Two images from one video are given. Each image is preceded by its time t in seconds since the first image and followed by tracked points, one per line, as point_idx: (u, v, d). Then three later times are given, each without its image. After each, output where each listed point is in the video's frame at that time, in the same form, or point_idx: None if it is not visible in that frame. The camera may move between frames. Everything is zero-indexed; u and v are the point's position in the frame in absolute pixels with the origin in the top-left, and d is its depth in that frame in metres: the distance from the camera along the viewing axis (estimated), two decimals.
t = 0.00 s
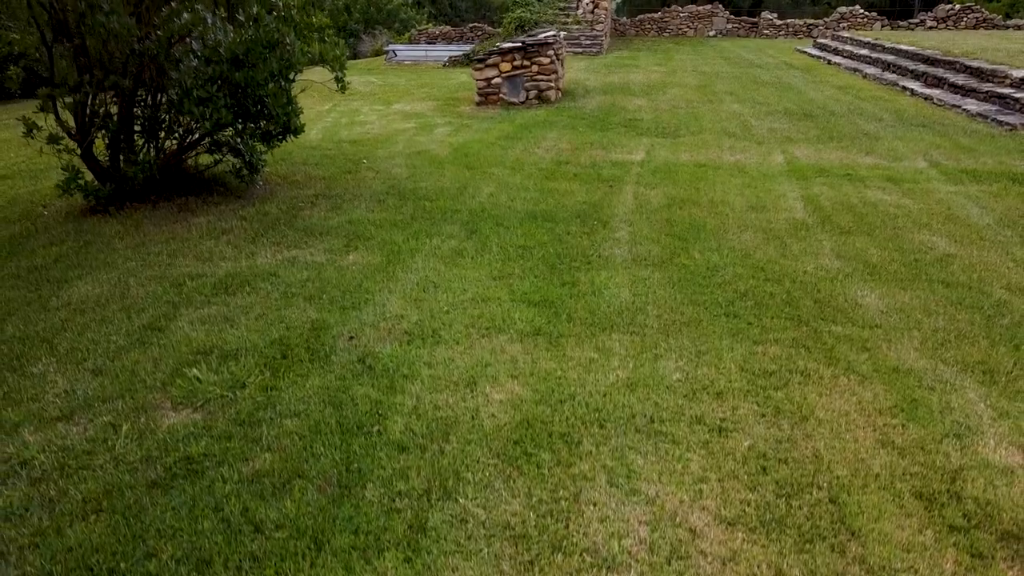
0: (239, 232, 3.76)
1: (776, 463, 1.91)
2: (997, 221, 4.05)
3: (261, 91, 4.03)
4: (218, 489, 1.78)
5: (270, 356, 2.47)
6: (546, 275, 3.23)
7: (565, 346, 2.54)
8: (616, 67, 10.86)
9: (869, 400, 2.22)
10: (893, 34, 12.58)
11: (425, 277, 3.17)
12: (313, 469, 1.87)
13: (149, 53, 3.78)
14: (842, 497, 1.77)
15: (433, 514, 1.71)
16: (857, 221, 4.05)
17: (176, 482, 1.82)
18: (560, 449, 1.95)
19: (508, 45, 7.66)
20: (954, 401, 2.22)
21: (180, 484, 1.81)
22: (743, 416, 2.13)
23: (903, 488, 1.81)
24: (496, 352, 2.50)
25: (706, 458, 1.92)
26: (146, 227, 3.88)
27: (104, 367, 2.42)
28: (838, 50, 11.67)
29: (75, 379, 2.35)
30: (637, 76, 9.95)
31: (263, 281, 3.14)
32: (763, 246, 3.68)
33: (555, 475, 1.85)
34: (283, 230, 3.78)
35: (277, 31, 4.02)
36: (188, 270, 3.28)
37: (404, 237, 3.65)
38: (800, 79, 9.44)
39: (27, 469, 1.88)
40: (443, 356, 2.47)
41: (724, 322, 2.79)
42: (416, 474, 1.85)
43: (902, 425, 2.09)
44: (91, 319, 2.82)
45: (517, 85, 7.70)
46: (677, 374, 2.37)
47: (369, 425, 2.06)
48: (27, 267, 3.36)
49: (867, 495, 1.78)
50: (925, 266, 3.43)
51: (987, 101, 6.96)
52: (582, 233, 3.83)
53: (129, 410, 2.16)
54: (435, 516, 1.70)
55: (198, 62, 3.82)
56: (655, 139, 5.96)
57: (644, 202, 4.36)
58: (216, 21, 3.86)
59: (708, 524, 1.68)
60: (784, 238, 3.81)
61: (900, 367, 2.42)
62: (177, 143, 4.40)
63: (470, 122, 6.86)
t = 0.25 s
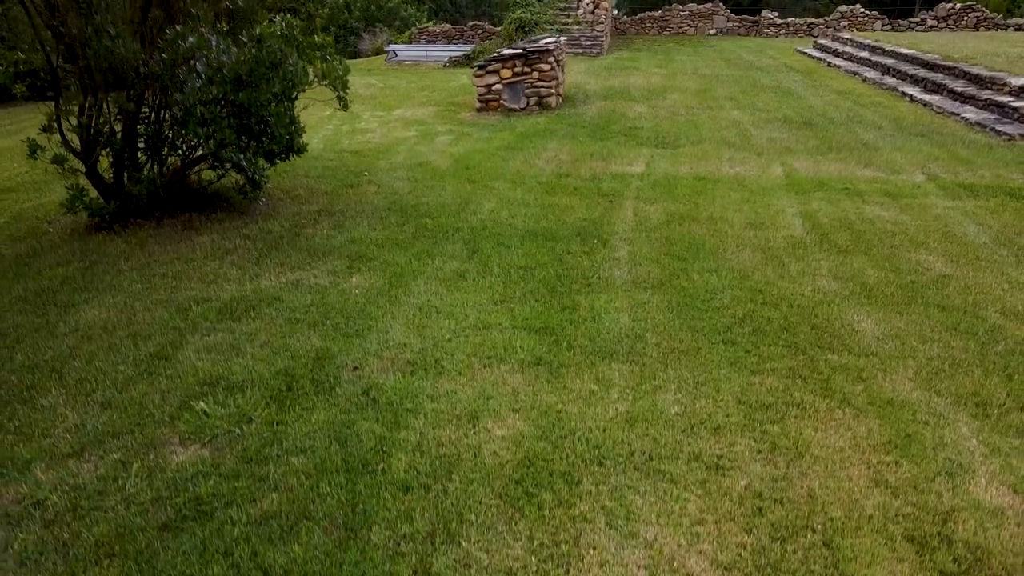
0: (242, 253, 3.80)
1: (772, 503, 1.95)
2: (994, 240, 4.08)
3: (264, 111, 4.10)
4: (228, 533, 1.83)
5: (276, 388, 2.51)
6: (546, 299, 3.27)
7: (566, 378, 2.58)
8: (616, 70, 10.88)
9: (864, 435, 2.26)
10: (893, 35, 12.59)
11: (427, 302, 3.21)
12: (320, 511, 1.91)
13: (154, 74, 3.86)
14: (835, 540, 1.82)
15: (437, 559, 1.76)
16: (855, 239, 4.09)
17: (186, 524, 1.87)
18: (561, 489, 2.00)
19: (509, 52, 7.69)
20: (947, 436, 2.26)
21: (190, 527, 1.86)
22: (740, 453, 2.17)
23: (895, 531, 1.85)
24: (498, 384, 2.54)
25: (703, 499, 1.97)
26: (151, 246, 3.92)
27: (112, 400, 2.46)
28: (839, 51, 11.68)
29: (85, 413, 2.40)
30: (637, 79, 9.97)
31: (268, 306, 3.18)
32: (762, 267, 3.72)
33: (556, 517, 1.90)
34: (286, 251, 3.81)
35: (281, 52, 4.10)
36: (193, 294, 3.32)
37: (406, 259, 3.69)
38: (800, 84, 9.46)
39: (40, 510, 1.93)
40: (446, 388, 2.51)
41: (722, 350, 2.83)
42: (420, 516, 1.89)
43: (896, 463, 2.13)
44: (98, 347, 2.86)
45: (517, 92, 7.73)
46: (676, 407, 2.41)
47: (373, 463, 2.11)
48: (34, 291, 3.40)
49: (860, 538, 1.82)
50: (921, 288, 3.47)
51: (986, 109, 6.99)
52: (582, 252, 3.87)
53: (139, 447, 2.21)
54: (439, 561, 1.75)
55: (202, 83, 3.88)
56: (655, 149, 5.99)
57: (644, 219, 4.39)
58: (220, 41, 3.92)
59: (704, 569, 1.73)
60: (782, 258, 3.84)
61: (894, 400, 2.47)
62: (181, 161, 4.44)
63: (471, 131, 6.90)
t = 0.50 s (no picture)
0: (247, 277, 3.86)
1: (764, 551, 2.02)
2: (988, 263, 4.14)
3: (268, 137, 4.15)
4: None
5: (282, 426, 2.58)
6: (546, 329, 3.33)
7: (565, 415, 2.64)
8: (616, 75, 10.92)
9: (855, 478, 2.32)
10: (893, 38, 12.62)
11: (429, 332, 3.27)
12: (327, 559, 1.98)
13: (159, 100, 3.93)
14: None
15: None
16: (851, 263, 4.14)
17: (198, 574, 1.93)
18: (560, 536, 2.06)
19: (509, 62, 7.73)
20: (936, 478, 2.32)
21: None
22: (734, 496, 2.23)
23: None
24: (499, 422, 2.60)
25: (698, 546, 2.03)
26: (156, 270, 3.97)
27: (122, 439, 2.52)
28: (838, 55, 11.71)
29: (97, 452, 2.46)
30: (637, 85, 10.01)
31: (272, 337, 3.24)
32: (758, 292, 3.78)
33: (556, 565, 1.96)
34: (290, 276, 3.87)
35: (284, 80, 4.21)
36: (200, 322, 3.38)
37: (408, 285, 3.74)
38: (799, 90, 9.51)
39: (56, 558, 1.99)
40: (448, 427, 2.57)
41: (718, 384, 2.89)
42: (424, 565, 1.96)
43: (886, 507, 2.19)
44: (107, 380, 2.92)
45: (518, 101, 7.77)
46: (672, 447, 2.47)
47: (378, 507, 2.17)
48: (43, 319, 3.46)
49: None
50: (915, 316, 3.52)
51: (983, 120, 7.04)
52: (582, 277, 3.92)
53: (150, 489, 2.27)
54: None
55: (206, 110, 3.94)
56: (654, 163, 6.04)
57: (643, 240, 4.45)
58: (225, 70, 4.05)
59: None
60: (778, 283, 3.90)
61: (886, 439, 2.52)
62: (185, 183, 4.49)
63: (471, 143, 6.95)
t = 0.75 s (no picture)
0: (252, 307, 3.93)
1: None
2: (978, 290, 4.22)
3: (272, 168, 4.21)
4: None
5: (288, 470, 2.65)
6: (544, 363, 3.40)
7: (563, 458, 2.72)
8: (615, 82, 10.98)
9: (843, 525, 2.40)
10: (892, 44, 12.67)
11: (430, 368, 3.35)
12: None
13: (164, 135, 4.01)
14: None
15: None
16: (844, 290, 4.22)
17: None
18: None
19: (509, 75, 7.80)
20: (921, 525, 2.40)
21: None
22: (725, 545, 2.31)
23: None
24: (498, 465, 2.68)
25: None
26: (162, 299, 4.05)
27: (133, 483, 2.60)
28: (837, 61, 11.76)
29: (108, 497, 2.54)
30: (636, 94, 10.07)
31: (277, 372, 3.32)
32: (752, 323, 3.85)
33: None
34: (293, 306, 3.95)
35: (288, 112, 4.28)
36: (206, 356, 3.46)
37: (409, 316, 3.82)
38: (797, 100, 9.57)
39: None
40: (449, 470, 2.65)
41: (711, 423, 2.96)
42: None
43: (871, 556, 2.27)
44: (117, 419, 3.00)
45: (517, 114, 7.84)
46: (666, 491, 2.55)
47: (381, 557, 2.25)
48: (52, 352, 3.54)
49: None
50: (905, 348, 3.60)
51: (978, 135, 7.11)
52: (580, 306, 4.00)
53: (161, 537, 2.35)
54: None
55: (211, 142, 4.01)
56: (651, 181, 6.11)
57: (640, 266, 4.52)
58: (228, 103, 4.15)
59: None
60: (772, 312, 3.98)
61: (873, 483, 2.60)
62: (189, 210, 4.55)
63: (472, 158, 7.02)
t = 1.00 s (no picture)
0: (256, 343, 4.03)
1: None
2: (967, 323, 4.31)
3: (276, 207, 4.27)
4: None
5: (294, 520, 2.75)
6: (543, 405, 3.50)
7: (559, 507, 2.82)
8: (614, 92, 11.05)
9: None
10: (890, 51, 12.73)
11: (431, 409, 3.44)
12: None
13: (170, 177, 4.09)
14: None
15: None
16: (836, 323, 4.31)
17: None
18: None
19: (508, 92, 7.88)
20: None
21: None
22: None
23: None
24: (496, 515, 2.78)
25: None
26: (168, 333, 4.14)
27: (144, 534, 2.70)
28: (835, 69, 11.83)
29: (121, 549, 2.63)
30: (635, 105, 10.14)
31: (282, 414, 3.41)
32: (745, 359, 3.95)
33: None
34: (297, 341, 4.04)
35: (292, 149, 4.36)
36: (213, 396, 3.55)
37: (411, 353, 3.92)
38: (795, 112, 9.65)
39: None
40: (449, 520, 2.75)
41: (704, 469, 3.06)
42: None
43: None
44: (127, 464, 3.09)
45: (517, 130, 7.92)
46: (658, 543, 2.65)
47: None
48: (62, 391, 3.63)
49: None
50: (894, 387, 3.69)
51: (972, 153, 7.20)
52: (577, 342, 4.09)
53: None
54: None
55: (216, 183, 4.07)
56: (649, 203, 6.19)
57: (636, 297, 4.62)
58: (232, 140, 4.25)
59: None
60: (765, 347, 4.07)
61: (858, 534, 2.70)
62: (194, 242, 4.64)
63: (472, 177, 7.10)
